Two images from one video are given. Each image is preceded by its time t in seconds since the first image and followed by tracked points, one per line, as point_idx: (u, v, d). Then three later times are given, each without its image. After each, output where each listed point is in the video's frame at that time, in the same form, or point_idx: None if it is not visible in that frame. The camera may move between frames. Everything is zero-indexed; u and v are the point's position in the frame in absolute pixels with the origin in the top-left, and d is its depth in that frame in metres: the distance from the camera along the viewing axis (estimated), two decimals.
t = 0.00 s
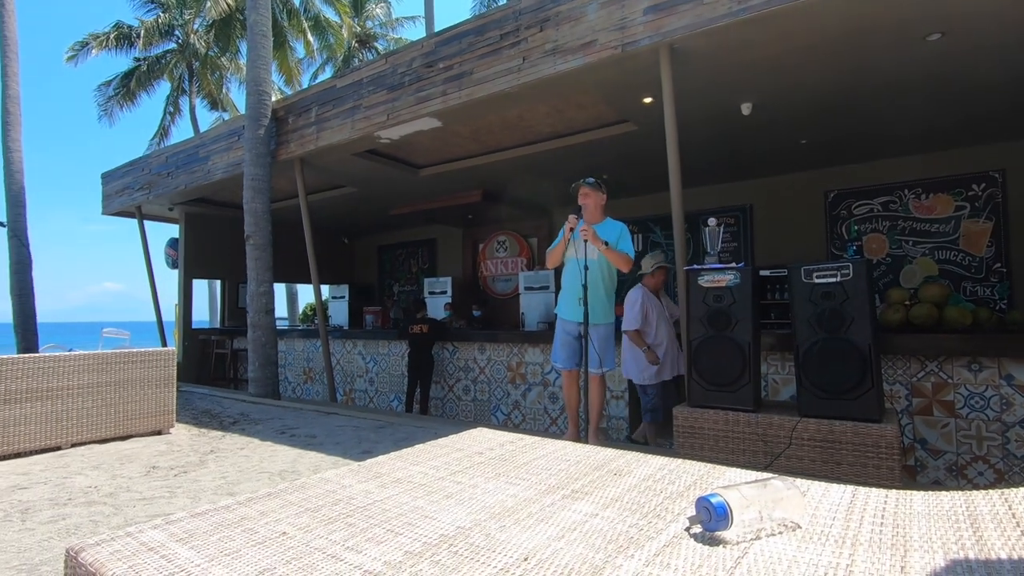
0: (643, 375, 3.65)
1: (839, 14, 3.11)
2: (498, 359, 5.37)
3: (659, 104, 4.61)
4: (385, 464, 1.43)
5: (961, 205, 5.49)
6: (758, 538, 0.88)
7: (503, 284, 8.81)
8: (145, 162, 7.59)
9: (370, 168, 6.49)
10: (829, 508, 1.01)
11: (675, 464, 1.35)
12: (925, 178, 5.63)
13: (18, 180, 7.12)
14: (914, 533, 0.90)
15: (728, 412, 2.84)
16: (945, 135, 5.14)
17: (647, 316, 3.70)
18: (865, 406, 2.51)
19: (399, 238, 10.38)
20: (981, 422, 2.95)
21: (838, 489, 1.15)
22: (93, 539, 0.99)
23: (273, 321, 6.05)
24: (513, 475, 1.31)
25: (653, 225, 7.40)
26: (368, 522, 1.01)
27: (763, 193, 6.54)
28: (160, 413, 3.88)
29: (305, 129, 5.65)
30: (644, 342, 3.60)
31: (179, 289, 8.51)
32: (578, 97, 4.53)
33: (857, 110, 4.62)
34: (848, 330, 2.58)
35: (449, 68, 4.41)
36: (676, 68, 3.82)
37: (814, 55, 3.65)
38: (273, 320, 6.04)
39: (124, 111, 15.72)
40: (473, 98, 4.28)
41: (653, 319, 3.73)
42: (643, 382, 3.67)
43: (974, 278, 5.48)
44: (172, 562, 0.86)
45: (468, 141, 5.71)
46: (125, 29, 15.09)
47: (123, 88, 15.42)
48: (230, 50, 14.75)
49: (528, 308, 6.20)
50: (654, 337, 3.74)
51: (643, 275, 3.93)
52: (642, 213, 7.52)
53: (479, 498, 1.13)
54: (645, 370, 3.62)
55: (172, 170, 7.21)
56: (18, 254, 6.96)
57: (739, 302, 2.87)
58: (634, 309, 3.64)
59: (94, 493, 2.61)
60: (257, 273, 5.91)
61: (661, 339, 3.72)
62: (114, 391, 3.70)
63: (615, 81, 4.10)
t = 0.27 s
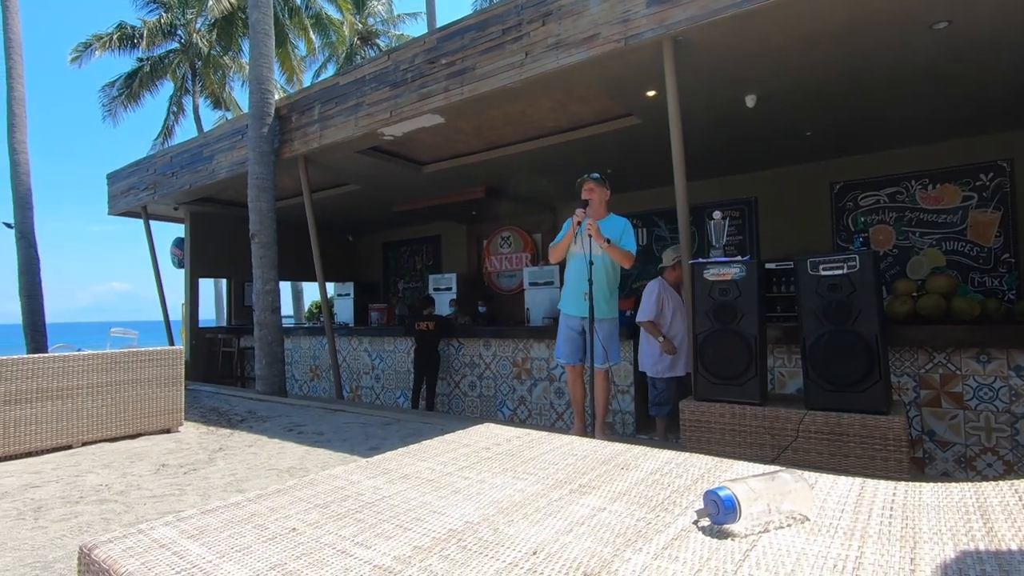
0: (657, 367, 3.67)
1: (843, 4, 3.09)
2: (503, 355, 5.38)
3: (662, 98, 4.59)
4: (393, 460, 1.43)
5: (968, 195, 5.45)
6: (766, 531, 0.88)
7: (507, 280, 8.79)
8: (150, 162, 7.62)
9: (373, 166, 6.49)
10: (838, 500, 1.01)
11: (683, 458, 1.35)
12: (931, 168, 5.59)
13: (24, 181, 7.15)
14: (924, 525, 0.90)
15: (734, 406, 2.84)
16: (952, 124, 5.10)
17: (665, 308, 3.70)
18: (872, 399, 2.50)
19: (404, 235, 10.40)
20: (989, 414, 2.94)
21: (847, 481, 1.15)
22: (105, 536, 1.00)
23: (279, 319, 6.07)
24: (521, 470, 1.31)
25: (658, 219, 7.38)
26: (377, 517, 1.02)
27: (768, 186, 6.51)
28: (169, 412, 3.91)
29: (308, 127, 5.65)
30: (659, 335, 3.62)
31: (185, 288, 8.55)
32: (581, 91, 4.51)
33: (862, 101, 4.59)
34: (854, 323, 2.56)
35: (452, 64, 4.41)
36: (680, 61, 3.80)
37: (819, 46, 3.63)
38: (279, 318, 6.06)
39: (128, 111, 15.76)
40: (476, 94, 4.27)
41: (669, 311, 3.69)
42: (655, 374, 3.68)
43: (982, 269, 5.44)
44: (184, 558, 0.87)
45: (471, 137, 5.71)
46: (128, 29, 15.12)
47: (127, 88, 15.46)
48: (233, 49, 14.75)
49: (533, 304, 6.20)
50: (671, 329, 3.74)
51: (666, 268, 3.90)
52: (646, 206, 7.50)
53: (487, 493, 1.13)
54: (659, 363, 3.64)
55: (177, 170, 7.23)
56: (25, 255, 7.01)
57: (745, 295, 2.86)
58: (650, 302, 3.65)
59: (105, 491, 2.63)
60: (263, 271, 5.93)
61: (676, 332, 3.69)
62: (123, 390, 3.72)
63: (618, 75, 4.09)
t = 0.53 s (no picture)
0: (679, 359, 3.64)
1: None
2: (510, 351, 5.38)
3: (667, 91, 4.57)
4: (403, 456, 1.44)
5: (977, 185, 5.40)
6: (781, 524, 0.88)
7: (512, 276, 8.77)
8: (156, 162, 7.65)
9: (378, 163, 6.50)
10: (852, 493, 1.01)
11: (693, 451, 1.34)
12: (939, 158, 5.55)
13: (31, 183, 7.20)
14: (940, 517, 0.89)
15: (743, 400, 2.83)
16: (960, 114, 5.06)
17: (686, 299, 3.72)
18: (883, 391, 2.48)
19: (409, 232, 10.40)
20: (1000, 405, 2.91)
21: (860, 474, 1.14)
22: (121, 533, 1.00)
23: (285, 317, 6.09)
24: (531, 465, 1.31)
25: (663, 213, 7.35)
26: (390, 513, 1.02)
27: (774, 179, 6.47)
28: (179, 410, 3.94)
29: (312, 125, 5.65)
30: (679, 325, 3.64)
31: (192, 287, 8.58)
32: (585, 86, 4.49)
33: (869, 91, 4.55)
34: (864, 314, 2.55)
35: (455, 60, 4.40)
36: (684, 54, 3.78)
37: (825, 36, 3.59)
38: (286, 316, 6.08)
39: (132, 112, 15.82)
40: (480, 90, 4.26)
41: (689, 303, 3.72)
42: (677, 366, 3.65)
43: (991, 260, 5.40)
44: (200, 554, 0.87)
45: (475, 133, 5.70)
46: (131, 30, 15.16)
47: (131, 89, 15.51)
48: (235, 48, 14.76)
49: (539, 300, 6.19)
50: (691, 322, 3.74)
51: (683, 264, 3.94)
52: (652, 201, 7.47)
53: (498, 489, 1.13)
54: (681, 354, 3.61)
55: (182, 170, 7.25)
56: (34, 256, 7.06)
57: (753, 288, 2.85)
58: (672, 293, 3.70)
59: (118, 489, 2.66)
60: (269, 270, 5.94)
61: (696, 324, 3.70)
62: (133, 389, 3.75)
63: (623, 68, 4.07)
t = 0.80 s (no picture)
0: (703, 350, 3.56)
1: None
2: (520, 347, 5.38)
3: (677, 83, 4.53)
4: (420, 453, 1.44)
5: (994, 173, 5.31)
6: (804, 520, 0.87)
7: (521, 272, 8.77)
8: (167, 163, 7.70)
9: (387, 160, 6.50)
10: (875, 488, 0.99)
11: (711, 447, 1.33)
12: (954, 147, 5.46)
13: (45, 184, 7.27)
14: (967, 512, 0.87)
15: (757, 393, 2.81)
16: (975, 102, 4.98)
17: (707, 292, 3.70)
18: (900, 384, 2.46)
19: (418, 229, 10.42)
20: (1019, 397, 2.87)
21: (882, 469, 1.12)
22: (144, 532, 1.01)
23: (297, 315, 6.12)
24: (548, 462, 1.30)
25: (672, 207, 7.30)
26: (410, 511, 1.02)
27: (785, 170, 6.41)
28: (194, 409, 3.97)
29: (321, 123, 5.66)
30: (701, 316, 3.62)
31: (204, 286, 8.65)
32: (594, 79, 4.47)
33: (882, 80, 4.49)
34: (880, 307, 2.52)
35: (463, 55, 4.38)
36: (694, 45, 3.75)
37: (838, 24, 3.54)
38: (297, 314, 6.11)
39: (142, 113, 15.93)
40: (489, 85, 4.24)
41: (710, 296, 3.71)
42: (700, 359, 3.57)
43: (1008, 250, 5.32)
44: (223, 553, 0.88)
45: (483, 129, 5.69)
46: (140, 31, 15.26)
47: (140, 90, 15.62)
48: (243, 47, 14.81)
49: (548, 295, 6.18)
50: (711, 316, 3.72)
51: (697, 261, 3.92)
52: (661, 194, 7.42)
53: (517, 485, 1.13)
54: (705, 344, 3.54)
55: (193, 170, 7.30)
56: (49, 257, 7.14)
57: (766, 282, 2.82)
58: (694, 288, 3.74)
59: (137, 486, 2.69)
60: (280, 268, 5.97)
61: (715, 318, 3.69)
62: (149, 388, 3.78)
63: (632, 61, 4.04)
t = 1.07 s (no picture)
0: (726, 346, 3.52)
1: None
2: (537, 345, 5.36)
3: (694, 78, 4.48)
4: (443, 454, 1.44)
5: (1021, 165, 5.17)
6: (840, 525, 0.85)
7: (537, 270, 8.76)
8: (186, 165, 7.80)
9: (403, 160, 6.52)
10: (912, 492, 0.97)
11: (739, 449, 1.31)
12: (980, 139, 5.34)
13: (69, 187, 7.41)
14: (1010, 519, 0.85)
15: (780, 392, 2.77)
16: (1001, 93, 4.87)
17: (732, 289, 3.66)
18: (929, 383, 2.41)
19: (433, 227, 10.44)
20: None
21: (917, 472, 1.10)
22: (177, 533, 1.02)
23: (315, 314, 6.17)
24: (573, 464, 1.29)
25: (689, 203, 7.22)
26: (438, 514, 1.02)
27: (805, 165, 6.32)
28: (215, 408, 4.02)
29: (337, 124, 5.69)
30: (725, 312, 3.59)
31: (223, 286, 8.75)
32: (610, 76, 4.44)
33: (905, 72, 4.40)
34: (908, 304, 2.47)
35: (478, 54, 4.38)
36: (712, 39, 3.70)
37: (859, 15, 3.48)
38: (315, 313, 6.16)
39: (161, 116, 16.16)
40: (504, 83, 4.23)
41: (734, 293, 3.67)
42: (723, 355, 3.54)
43: None
44: (255, 556, 0.89)
45: (498, 127, 5.68)
46: (157, 35, 15.47)
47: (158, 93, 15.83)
48: (258, 49, 14.96)
49: (564, 293, 6.15)
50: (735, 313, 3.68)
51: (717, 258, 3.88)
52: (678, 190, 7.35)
53: (543, 488, 1.13)
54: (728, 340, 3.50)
55: (211, 171, 7.38)
56: (73, 259, 7.27)
57: (789, 279, 2.78)
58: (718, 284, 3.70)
59: (163, 485, 2.73)
60: (298, 268, 6.02)
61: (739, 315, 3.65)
62: (172, 388, 3.84)
63: (649, 57, 4.01)
